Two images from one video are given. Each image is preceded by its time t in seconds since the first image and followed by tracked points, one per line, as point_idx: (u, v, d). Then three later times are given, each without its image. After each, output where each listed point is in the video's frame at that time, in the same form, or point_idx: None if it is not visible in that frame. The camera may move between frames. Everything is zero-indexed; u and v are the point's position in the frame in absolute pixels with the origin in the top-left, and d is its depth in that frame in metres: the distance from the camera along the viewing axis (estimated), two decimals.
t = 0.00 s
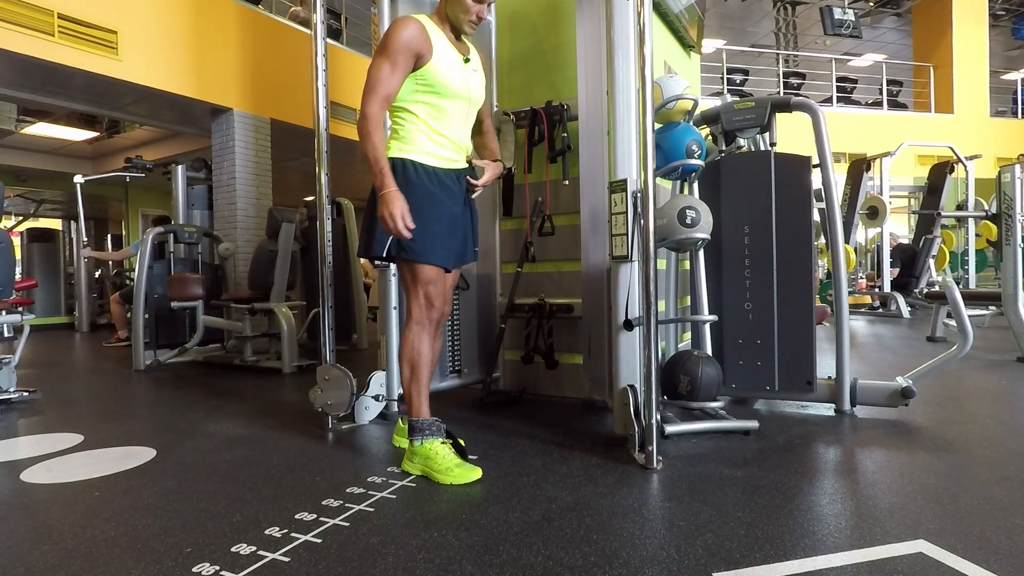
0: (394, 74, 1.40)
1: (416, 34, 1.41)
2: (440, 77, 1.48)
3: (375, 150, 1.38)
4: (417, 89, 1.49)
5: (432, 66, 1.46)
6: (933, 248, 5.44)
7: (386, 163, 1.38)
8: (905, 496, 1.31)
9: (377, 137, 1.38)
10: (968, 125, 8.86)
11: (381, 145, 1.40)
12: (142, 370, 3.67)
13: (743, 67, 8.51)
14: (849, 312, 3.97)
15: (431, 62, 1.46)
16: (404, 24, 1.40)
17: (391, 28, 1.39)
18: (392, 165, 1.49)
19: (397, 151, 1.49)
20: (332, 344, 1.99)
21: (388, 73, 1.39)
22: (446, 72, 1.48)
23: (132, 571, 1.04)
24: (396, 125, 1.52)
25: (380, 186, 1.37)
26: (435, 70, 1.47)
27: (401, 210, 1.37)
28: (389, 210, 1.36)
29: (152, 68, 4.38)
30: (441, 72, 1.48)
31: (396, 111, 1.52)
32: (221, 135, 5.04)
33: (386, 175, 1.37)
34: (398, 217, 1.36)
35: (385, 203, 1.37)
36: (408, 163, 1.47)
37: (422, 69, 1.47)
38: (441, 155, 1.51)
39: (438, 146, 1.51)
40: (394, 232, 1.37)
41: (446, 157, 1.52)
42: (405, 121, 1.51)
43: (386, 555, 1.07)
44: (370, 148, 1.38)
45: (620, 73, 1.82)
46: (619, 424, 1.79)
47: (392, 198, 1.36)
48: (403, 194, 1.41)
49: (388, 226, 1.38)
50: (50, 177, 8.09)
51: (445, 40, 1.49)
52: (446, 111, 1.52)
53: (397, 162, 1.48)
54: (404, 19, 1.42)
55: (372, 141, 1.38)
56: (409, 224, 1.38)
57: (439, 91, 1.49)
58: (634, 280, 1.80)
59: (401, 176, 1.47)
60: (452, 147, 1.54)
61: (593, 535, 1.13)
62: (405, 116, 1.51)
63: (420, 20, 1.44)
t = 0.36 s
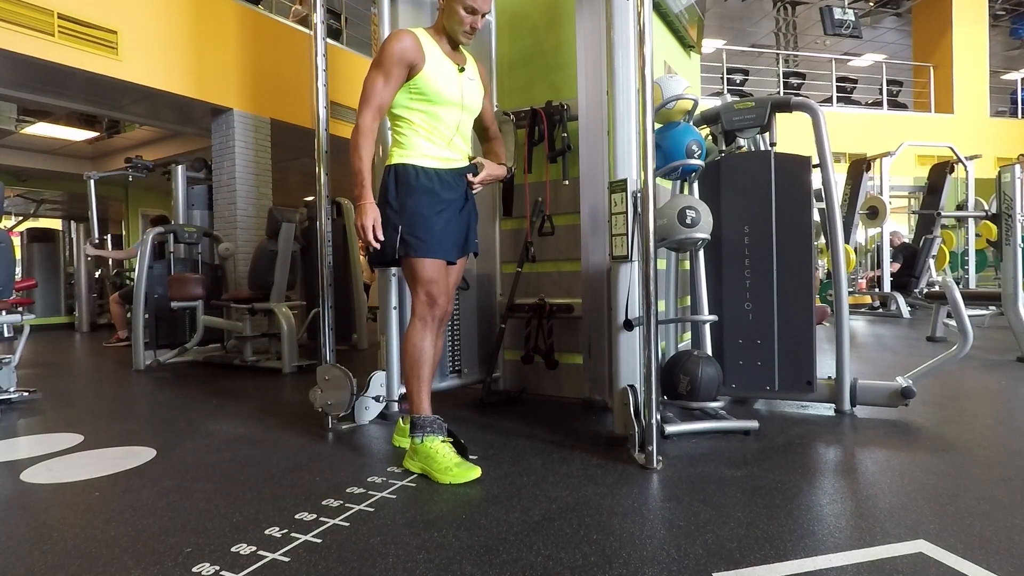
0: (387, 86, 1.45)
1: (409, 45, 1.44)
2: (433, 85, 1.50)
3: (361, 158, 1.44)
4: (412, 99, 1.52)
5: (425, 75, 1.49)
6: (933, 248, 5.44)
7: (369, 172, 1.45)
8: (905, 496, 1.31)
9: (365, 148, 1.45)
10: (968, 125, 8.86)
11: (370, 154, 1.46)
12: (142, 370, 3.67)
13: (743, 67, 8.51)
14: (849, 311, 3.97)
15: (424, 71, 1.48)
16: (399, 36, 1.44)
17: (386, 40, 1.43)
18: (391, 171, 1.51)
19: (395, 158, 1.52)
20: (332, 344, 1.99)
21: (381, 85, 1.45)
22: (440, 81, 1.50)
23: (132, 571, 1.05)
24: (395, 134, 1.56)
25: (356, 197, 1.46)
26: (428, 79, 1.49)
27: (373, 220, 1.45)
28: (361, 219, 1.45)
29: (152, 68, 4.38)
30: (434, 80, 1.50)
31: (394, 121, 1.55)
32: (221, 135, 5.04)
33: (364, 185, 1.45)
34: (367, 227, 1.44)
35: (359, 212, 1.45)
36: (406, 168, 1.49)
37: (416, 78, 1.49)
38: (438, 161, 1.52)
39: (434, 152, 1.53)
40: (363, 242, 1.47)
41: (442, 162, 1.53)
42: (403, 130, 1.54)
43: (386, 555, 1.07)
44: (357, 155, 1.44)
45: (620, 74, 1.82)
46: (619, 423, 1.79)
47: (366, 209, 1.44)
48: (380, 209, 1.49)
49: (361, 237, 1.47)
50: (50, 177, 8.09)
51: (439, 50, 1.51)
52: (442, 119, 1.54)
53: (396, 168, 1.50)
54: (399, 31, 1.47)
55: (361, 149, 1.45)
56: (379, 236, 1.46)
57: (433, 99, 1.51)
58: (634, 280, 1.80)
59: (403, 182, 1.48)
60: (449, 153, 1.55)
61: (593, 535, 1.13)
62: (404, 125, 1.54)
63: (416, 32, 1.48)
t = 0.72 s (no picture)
0: (389, 87, 1.45)
1: (410, 48, 1.45)
2: (434, 87, 1.50)
3: (368, 158, 1.43)
4: (413, 101, 1.52)
5: (426, 77, 1.49)
6: (933, 248, 5.44)
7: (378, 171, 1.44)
8: (905, 496, 1.31)
9: (372, 148, 1.44)
10: (968, 125, 8.86)
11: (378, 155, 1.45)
12: (142, 370, 3.67)
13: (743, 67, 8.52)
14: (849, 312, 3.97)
15: (424, 73, 1.49)
16: (399, 39, 1.44)
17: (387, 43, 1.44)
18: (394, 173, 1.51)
19: (397, 161, 1.52)
20: (332, 344, 1.99)
21: (384, 86, 1.45)
22: (440, 82, 1.51)
23: (132, 571, 1.05)
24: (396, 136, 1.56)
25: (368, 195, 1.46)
26: (428, 81, 1.50)
27: (387, 217, 1.45)
28: (374, 216, 1.45)
29: (152, 68, 4.38)
30: (435, 82, 1.50)
31: (396, 124, 1.56)
32: (221, 135, 5.04)
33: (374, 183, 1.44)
34: (382, 224, 1.44)
35: (372, 209, 1.45)
36: (408, 169, 1.49)
37: (417, 80, 1.50)
38: (440, 162, 1.52)
39: (436, 153, 1.53)
40: (379, 238, 1.47)
41: (445, 163, 1.53)
42: (404, 132, 1.54)
43: (386, 555, 1.07)
44: (363, 156, 1.43)
45: (620, 74, 1.82)
46: (618, 424, 1.79)
47: (379, 206, 1.45)
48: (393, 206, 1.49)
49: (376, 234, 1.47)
50: (50, 177, 8.09)
51: (439, 53, 1.52)
52: (443, 120, 1.54)
53: (398, 170, 1.51)
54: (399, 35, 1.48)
55: (367, 149, 1.44)
56: (395, 230, 1.46)
57: (433, 101, 1.52)
58: (634, 280, 1.80)
59: (406, 184, 1.48)
60: (451, 154, 1.55)
61: (593, 535, 1.13)
62: (405, 128, 1.54)
63: (416, 36, 1.49)
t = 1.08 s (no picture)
0: (390, 86, 1.45)
1: (411, 47, 1.45)
2: (436, 87, 1.51)
3: (370, 156, 1.42)
4: (414, 101, 1.53)
5: (427, 77, 1.50)
6: (933, 248, 5.44)
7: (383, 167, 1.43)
8: (906, 496, 1.31)
9: (374, 145, 1.42)
10: (968, 125, 8.86)
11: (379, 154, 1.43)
12: (142, 370, 3.67)
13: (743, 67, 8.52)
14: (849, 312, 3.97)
15: (426, 73, 1.50)
16: (401, 39, 1.45)
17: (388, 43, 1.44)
18: (395, 175, 1.52)
19: (399, 162, 1.53)
20: (332, 344, 1.99)
21: (385, 85, 1.44)
22: (441, 82, 1.52)
23: (133, 571, 1.05)
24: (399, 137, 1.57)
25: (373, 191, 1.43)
26: (429, 81, 1.50)
27: (393, 211, 1.40)
28: (380, 210, 1.40)
29: (152, 68, 4.38)
30: (436, 82, 1.51)
31: (398, 125, 1.57)
32: (221, 135, 5.04)
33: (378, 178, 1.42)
34: (388, 218, 1.39)
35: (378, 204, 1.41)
36: (408, 171, 1.49)
37: (418, 80, 1.50)
38: (443, 163, 1.53)
39: (438, 153, 1.53)
40: (385, 232, 1.42)
41: (447, 164, 1.54)
42: (406, 133, 1.55)
43: (386, 555, 1.07)
44: (366, 155, 1.42)
45: (620, 74, 1.83)
46: (619, 424, 1.79)
47: (384, 201, 1.40)
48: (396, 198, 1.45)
49: (383, 229, 1.42)
50: (50, 177, 8.09)
51: (440, 54, 1.53)
52: (444, 121, 1.55)
53: (399, 171, 1.51)
54: (401, 35, 1.48)
55: (369, 148, 1.42)
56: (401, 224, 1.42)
57: (434, 101, 1.53)
58: (634, 280, 1.80)
59: (406, 186, 1.49)
60: (453, 154, 1.55)
61: (593, 535, 1.13)
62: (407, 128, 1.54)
63: (418, 36, 1.50)
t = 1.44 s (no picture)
0: (402, 84, 1.42)
1: (424, 44, 1.43)
2: (448, 84, 1.49)
3: (382, 156, 1.41)
4: (425, 98, 1.51)
5: (439, 74, 1.48)
6: (933, 248, 5.44)
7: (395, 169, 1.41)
8: (905, 496, 1.31)
9: (386, 145, 1.41)
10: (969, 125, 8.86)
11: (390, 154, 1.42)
12: (141, 370, 3.67)
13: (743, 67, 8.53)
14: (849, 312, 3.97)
15: (437, 70, 1.48)
16: (414, 33, 1.42)
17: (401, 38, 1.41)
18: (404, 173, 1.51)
19: (410, 160, 1.52)
20: (332, 344, 1.99)
21: (396, 81, 1.41)
22: (453, 79, 1.50)
23: (132, 571, 1.04)
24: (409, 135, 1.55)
25: (385, 193, 1.41)
26: (441, 78, 1.49)
27: (407, 216, 1.40)
28: (393, 215, 1.39)
29: (152, 67, 4.38)
30: (448, 79, 1.49)
31: (408, 122, 1.55)
32: (221, 135, 5.04)
33: (391, 181, 1.40)
34: (402, 222, 1.39)
35: (391, 209, 1.39)
36: (417, 172, 1.49)
37: (429, 77, 1.48)
38: (453, 165, 1.53)
39: (449, 154, 1.53)
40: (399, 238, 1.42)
41: (457, 166, 1.54)
42: (417, 131, 1.54)
43: (386, 555, 1.07)
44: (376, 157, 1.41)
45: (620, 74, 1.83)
46: (619, 424, 1.79)
47: (399, 205, 1.39)
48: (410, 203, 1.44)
49: (394, 233, 1.42)
50: (50, 177, 8.09)
51: (453, 49, 1.50)
52: (455, 119, 1.54)
53: (408, 170, 1.51)
54: (414, 28, 1.45)
55: (379, 148, 1.41)
56: (414, 228, 1.41)
57: (446, 99, 1.51)
58: (634, 280, 1.80)
59: (415, 188, 1.48)
60: (464, 156, 1.55)
61: (593, 535, 1.13)
62: (417, 127, 1.53)
63: (431, 30, 1.47)
